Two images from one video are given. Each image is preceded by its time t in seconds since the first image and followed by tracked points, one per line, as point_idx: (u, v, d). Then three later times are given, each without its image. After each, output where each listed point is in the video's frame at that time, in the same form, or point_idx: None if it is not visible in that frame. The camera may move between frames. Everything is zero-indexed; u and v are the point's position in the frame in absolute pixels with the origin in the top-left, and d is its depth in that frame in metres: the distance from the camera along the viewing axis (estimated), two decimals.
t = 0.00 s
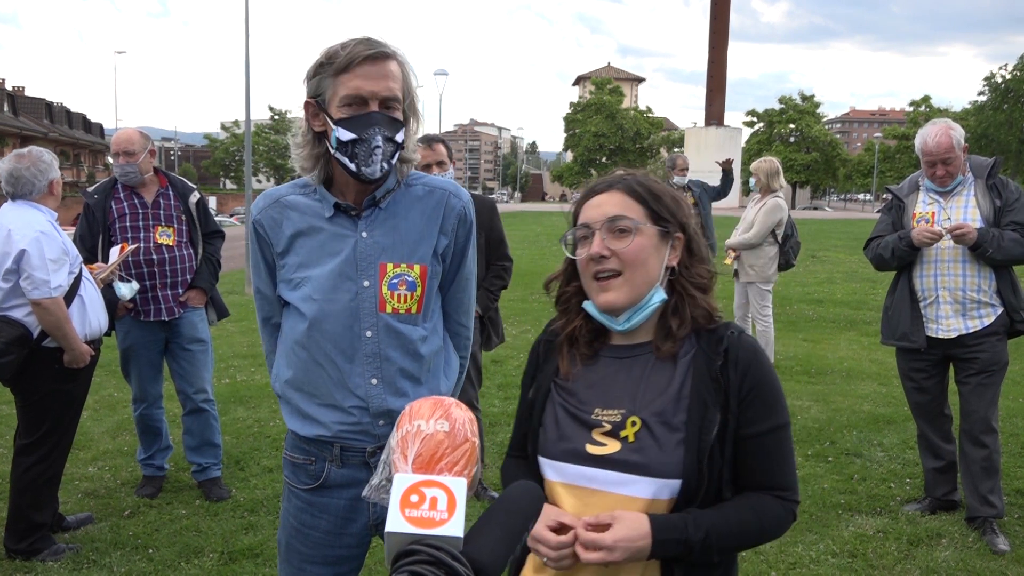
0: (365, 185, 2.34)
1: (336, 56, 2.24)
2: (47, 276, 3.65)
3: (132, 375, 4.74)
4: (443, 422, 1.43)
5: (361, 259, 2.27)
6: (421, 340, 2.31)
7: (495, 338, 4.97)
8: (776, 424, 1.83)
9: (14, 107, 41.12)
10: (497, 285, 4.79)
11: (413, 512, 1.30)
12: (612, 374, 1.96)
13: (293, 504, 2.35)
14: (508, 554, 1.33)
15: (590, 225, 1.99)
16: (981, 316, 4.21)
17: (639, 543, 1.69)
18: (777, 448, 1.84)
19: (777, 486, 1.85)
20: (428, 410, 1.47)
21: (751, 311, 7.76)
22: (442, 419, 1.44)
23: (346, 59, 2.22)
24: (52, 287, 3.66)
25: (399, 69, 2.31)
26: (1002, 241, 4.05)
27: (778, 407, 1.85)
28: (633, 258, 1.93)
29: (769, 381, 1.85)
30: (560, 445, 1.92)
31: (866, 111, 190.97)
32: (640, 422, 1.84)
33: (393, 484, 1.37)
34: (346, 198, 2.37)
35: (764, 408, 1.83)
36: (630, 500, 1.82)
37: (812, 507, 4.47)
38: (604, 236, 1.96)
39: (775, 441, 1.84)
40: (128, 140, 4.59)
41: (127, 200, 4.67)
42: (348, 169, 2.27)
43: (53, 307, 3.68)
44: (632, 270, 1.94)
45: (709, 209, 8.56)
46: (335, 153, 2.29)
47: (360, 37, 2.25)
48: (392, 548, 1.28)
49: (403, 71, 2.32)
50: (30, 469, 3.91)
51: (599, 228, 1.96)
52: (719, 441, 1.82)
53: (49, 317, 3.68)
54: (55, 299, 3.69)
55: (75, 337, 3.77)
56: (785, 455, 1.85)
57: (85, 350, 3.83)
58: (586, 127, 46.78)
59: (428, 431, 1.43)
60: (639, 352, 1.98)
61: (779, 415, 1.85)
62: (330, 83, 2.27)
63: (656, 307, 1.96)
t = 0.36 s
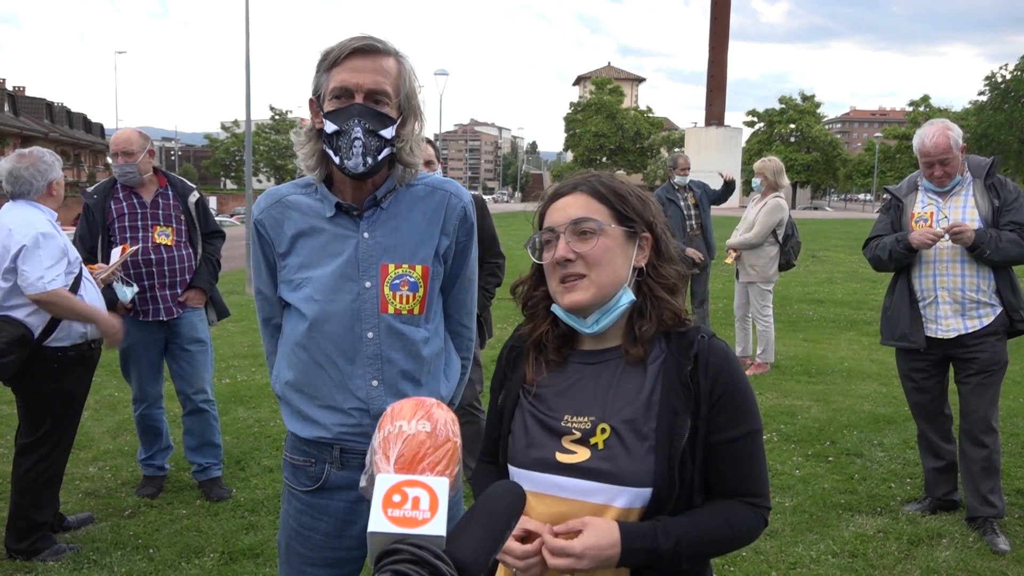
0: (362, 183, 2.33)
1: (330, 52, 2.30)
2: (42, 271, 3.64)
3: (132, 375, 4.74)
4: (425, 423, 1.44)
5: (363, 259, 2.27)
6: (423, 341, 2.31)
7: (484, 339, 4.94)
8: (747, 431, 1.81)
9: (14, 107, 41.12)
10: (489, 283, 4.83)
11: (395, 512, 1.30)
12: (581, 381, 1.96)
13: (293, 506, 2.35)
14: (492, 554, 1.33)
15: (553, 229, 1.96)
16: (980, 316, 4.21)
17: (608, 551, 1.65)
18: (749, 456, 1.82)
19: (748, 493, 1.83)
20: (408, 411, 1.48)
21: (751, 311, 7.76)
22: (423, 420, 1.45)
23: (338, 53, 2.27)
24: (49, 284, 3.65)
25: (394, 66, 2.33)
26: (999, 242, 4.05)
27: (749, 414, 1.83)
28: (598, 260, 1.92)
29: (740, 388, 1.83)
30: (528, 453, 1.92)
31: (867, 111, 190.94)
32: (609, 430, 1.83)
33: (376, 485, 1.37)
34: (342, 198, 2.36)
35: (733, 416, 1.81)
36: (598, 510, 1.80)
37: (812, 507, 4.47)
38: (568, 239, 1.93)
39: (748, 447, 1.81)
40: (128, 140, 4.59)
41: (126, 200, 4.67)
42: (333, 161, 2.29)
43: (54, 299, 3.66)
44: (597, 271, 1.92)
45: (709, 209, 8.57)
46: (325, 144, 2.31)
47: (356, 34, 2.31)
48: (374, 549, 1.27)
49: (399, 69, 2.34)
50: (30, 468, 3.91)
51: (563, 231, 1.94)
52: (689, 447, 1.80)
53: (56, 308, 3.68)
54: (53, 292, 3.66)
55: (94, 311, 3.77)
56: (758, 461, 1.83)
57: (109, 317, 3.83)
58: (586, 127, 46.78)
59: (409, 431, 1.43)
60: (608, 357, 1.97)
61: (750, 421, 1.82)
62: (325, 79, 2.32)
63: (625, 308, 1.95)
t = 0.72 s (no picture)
0: (363, 185, 2.33)
1: (329, 54, 2.28)
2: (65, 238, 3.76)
3: (132, 375, 4.74)
4: (444, 436, 1.46)
5: (365, 260, 2.27)
6: (426, 342, 2.31)
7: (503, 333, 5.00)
8: (751, 431, 1.80)
9: (14, 106, 41.13)
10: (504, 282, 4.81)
11: (413, 524, 1.29)
12: (581, 384, 1.96)
13: (295, 507, 2.35)
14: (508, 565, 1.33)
15: (554, 233, 1.95)
16: (980, 316, 4.21)
17: (604, 551, 1.66)
18: (753, 455, 1.80)
19: (753, 495, 1.81)
20: (427, 423, 1.50)
21: (751, 311, 7.76)
22: (442, 433, 1.47)
23: (337, 55, 2.26)
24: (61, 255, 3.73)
25: (394, 67, 2.33)
26: (1005, 238, 4.03)
27: (752, 413, 1.81)
28: (599, 265, 1.92)
29: (742, 387, 1.81)
30: (530, 457, 1.93)
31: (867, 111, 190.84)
32: (608, 432, 1.83)
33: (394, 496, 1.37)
34: (345, 199, 2.36)
35: (736, 416, 1.80)
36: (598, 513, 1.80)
37: (813, 507, 4.47)
38: (568, 244, 1.93)
39: (752, 447, 1.80)
40: (128, 140, 4.58)
41: (127, 200, 4.67)
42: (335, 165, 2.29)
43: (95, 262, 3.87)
44: (598, 276, 1.92)
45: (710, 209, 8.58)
46: (325, 147, 2.32)
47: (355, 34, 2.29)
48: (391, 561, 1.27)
49: (400, 71, 2.34)
50: (30, 469, 3.91)
51: (563, 235, 1.93)
52: (691, 448, 1.79)
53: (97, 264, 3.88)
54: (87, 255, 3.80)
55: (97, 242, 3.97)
56: (762, 460, 1.81)
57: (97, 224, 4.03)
58: (586, 127, 46.77)
59: (428, 443, 1.45)
60: (608, 360, 1.97)
61: (753, 420, 1.81)
62: (325, 81, 2.31)
63: (625, 312, 1.96)
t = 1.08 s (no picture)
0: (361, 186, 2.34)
1: (327, 61, 2.22)
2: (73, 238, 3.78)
3: (132, 375, 4.74)
4: (449, 422, 1.45)
5: (362, 260, 2.27)
6: (423, 341, 2.31)
7: (509, 339, 4.96)
8: (758, 434, 1.80)
9: (14, 106, 41.12)
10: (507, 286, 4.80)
11: (420, 511, 1.27)
12: (587, 389, 1.96)
13: (293, 507, 2.35)
14: (517, 553, 1.31)
15: (562, 235, 1.95)
16: (979, 316, 4.21)
17: (607, 558, 1.66)
18: (760, 459, 1.80)
19: (759, 500, 1.81)
20: (433, 411, 1.49)
21: (751, 311, 7.76)
22: (447, 420, 1.46)
23: (339, 66, 2.20)
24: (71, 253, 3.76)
25: (391, 70, 2.30)
26: (1002, 239, 4.04)
27: (759, 416, 1.81)
28: (607, 271, 1.91)
29: (748, 390, 1.81)
30: (534, 462, 1.93)
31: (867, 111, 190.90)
32: (613, 438, 1.83)
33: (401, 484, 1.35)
34: (341, 199, 2.37)
35: (742, 419, 1.80)
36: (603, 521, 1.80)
37: (812, 507, 4.47)
38: (576, 248, 1.92)
39: (758, 451, 1.80)
40: (129, 140, 4.58)
41: (127, 200, 4.67)
42: (346, 176, 2.28)
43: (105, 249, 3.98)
44: (605, 283, 1.91)
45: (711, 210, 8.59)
46: (331, 158, 2.28)
47: (351, 38, 2.21)
48: (400, 549, 1.24)
49: (394, 73, 2.32)
50: (30, 468, 3.91)
51: (572, 238, 1.93)
52: (697, 452, 1.79)
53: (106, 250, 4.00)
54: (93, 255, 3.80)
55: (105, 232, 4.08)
56: (769, 465, 1.81)
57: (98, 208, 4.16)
58: (586, 127, 46.79)
59: (433, 431, 1.44)
60: (614, 365, 1.97)
61: (759, 423, 1.81)
62: (323, 88, 2.26)
63: (632, 317, 1.95)
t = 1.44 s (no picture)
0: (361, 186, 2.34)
1: (328, 67, 2.21)
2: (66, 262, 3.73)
3: (132, 375, 4.74)
4: (446, 432, 1.49)
5: (361, 259, 2.27)
6: (422, 340, 2.32)
7: (509, 341, 4.98)
8: (763, 437, 1.80)
9: (15, 107, 41.13)
10: (507, 289, 4.79)
11: (418, 521, 1.27)
12: (592, 387, 1.96)
13: (294, 506, 2.35)
14: (517, 563, 1.26)
15: (572, 231, 1.95)
16: (982, 316, 4.21)
17: (619, 559, 1.64)
18: (766, 461, 1.80)
19: (763, 502, 1.82)
20: (430, 422, 1.53)
21: (751, 311, 7.76)
22: (444, 430, 1.50)
23: (340, 71, 2.19)
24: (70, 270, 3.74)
25: (389, 74, 2.30)
26: (1002, 240, 4.04)
27: (765, 418, 1.82)
28: (616, 268, 1.91)
29: (756, 392, 1.82)
30: (537, 462, 1.92)
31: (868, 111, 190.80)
32: (619, 436, 1.83)
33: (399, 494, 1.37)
34: (340, 199, 2.36)
35: (749, 421, 1.80)
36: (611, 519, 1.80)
37: (813, 507, 4.47)
38: (586, 244, 1.92)
39: (765, 453, 1.80)
40: (132, 137, 4.62)
41: (128, 199, 4.68)
42: (352, 179, 2.27)
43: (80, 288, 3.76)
44: (613, 280, 1.92)
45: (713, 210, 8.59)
46: (336, 162, 2.27)
47: (350, 42, 2.21)
48: (399, 559, 1.23)
49: (392, 75, 2.31)
50: (31, 468, 3.91)
51: (582, 234, 1.93)
52: (703, 453, 1.79)
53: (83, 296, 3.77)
54: (77, 282, 3.75)
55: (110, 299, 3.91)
56: (774, 467, 1.82)
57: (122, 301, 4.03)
58: (587, 127, 46.79)
59: (431, 441, 1.48)
60: (620, 363, 1.97)
61: (765, 426, 1.81)
62: (322, 94, 2.26)
63: (638, 314, 1.95)
